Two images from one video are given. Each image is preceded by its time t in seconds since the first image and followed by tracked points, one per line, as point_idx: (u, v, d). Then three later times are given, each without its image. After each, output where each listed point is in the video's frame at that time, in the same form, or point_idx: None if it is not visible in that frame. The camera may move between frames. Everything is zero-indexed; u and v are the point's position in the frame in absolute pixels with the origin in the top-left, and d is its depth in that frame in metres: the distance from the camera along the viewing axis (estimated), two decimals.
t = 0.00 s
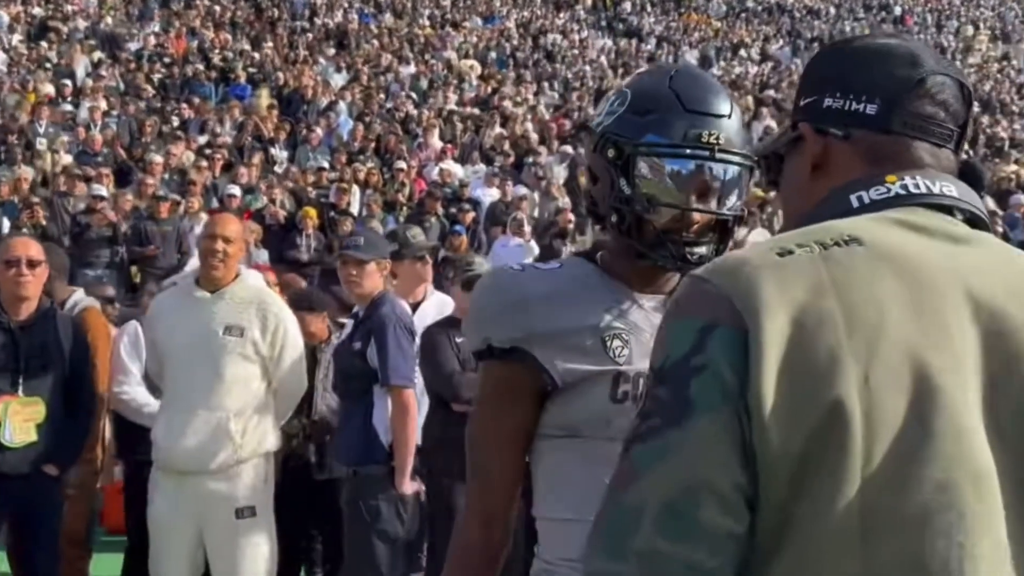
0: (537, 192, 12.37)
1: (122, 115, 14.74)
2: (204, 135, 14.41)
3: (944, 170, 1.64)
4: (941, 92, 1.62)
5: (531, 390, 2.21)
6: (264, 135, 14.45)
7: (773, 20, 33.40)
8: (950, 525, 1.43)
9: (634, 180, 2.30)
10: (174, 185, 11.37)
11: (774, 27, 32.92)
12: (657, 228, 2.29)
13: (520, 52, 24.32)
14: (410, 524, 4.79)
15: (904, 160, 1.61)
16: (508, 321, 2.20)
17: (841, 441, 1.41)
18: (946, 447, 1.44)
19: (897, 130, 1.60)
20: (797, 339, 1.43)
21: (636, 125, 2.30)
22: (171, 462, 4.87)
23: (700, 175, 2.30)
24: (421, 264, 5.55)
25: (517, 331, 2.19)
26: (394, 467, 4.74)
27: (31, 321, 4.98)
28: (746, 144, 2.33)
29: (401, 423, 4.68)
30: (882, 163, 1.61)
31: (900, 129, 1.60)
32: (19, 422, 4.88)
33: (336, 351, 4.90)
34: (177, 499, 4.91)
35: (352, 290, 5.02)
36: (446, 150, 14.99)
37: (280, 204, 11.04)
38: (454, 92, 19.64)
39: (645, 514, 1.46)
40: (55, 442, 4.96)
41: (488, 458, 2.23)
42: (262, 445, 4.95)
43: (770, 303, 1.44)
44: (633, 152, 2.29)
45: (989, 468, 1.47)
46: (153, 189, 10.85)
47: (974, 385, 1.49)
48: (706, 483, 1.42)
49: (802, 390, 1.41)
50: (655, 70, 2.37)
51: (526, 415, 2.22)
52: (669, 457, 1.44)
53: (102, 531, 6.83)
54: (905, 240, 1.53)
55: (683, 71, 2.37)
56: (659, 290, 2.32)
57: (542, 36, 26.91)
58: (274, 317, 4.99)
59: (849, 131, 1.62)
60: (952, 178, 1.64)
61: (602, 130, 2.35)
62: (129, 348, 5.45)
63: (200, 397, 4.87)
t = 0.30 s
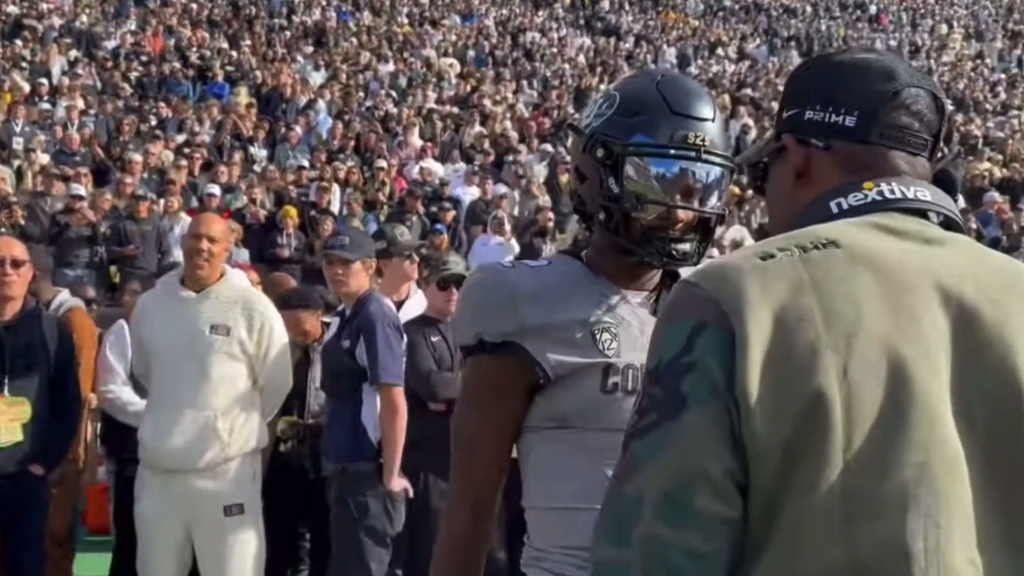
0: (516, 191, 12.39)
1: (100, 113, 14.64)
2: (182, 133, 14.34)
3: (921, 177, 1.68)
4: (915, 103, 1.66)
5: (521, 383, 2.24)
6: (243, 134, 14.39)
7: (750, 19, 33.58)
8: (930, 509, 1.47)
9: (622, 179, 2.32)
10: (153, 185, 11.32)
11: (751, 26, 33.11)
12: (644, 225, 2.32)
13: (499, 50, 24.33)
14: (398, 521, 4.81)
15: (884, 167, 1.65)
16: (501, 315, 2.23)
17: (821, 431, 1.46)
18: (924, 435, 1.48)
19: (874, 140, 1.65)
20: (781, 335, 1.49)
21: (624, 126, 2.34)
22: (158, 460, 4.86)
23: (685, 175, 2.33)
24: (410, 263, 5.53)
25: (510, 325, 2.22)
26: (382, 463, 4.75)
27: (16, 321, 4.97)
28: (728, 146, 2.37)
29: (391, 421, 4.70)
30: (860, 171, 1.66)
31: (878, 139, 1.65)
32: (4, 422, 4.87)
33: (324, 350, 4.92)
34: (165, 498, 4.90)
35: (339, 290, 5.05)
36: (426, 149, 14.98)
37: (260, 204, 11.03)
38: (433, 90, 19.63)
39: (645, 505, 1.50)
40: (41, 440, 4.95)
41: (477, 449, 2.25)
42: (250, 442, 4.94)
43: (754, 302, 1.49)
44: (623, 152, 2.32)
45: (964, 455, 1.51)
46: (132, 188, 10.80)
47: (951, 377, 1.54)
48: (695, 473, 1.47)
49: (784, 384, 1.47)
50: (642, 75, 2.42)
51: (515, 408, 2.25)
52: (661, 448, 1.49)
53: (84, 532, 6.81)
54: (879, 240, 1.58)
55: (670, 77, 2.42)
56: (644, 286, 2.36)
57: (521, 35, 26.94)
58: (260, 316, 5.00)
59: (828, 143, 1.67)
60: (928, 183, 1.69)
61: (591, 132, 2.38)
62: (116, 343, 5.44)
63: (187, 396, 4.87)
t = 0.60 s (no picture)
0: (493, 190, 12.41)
1: (74, 112, 14.52)
2: (157, 133, 14.27)
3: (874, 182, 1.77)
4: (870, 114, 1.75)
5: (485, 377, 2.28)
6: (219, 133, 14.33)
7: (726, 19, 33.74)
8: (883, 492, 1.54)
9: (588, 180, 2.35)
10: (129, 185, 11.27)
11: (727, 25, 33.30)
12: (609, 225, 2.36)
13: (476, 50, 24.33)
14: (376, 517, 4.85)
15: (841, 172, 1.74)
16: (465, 310, 2.27)
17: (783, 418, 1.53)
18: (878, 422, 1.55)
19: (832, 147, 1.73)
20: (746, 328, 1.55)
21: (591, 129, 2.37)
22: (136, 460, 4.85)
23: (646, 177, 2.37)
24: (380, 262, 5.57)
25: (473, 322, 2.26)
26: (360, 461, 4.78)
27: None
28: (690, 151, 2.41)
29: (369, 420, 4.71)
30: (818, 178, 1.74)
31: (835, 146, 1.73)
32: None
33: (300, 349, 4.93)
34: (142, 498, 4.89)
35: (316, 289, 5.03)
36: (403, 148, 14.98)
37: (237, 204, 11.02)
38: (410, 90, 19.59)
39: (619, 488, 1.55)
40: (19, 440, 4.93)
41: (449, 437, 2.27)
42: (227, 441, 4.93)
43: (720, 296, 1.56)
44: (590, 154, 2.36)
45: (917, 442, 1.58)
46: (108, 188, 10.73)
47: (905, 367, 1.60)
48: (665, 457, 1.53)
49: (747, 373, 1.53)
50: (609, 79, 2.45)
51: (486, 396, 2.29)
52: (634, 433, 1.55)
53: (60, 534, 6.77)
54: (838, 240, 1.66)
55: (635, 81, 2.44)
56: (605, 284, 2.40)
57: (498, 34, 26.97)
58: (237, 316, 5.00)
59: (789, 149, 1.75)
60: (881, 188, 1.77)
61: (559, 132, 2.41)
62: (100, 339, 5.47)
63: (165, 395, 4.85)
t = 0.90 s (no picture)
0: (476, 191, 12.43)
1: (55, 112, 14.44)
2: (139, 134, 14.21)
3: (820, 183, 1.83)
4: (813, 119, 1.82)
5: (450, 367, 2.32)
6: (201, 134, 14.28)
7: (709, 19, 33.85)
8: (839, 478, 1.59)
9: (555, 179, 2.40)
10: (110, 185, 11.24)
11: (710, 25, 33.43)
12: (574, 223, 2.40)
13: (460, 51, 24.32)
14: (355, 513, 4.88)
15: (787, 172, 1.80)
16: (431, 302, 2.31)
17: (745, 406, 1.57)
18: (836, 409, 1.60)
19: (779, 149, 1.79)
20: (711, 319, 1.59)
21: (558, 129, 2.42)
22: (114, 459, 4.85)
23: (610, 176, 2.42)
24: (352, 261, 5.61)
25: (438, 312, 2.30)
26: (340, 458, 4.79)
27: None
28: (654, 152, 2.46)
29: (349, 417, 4.73)
30: (766, 178, 1.80)
31: (781, 148, 1.80)
32: None
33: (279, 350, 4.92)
34: (121, 496, 4.89)
35: (294, 288, 5.04)
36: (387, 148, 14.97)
37: (219, 204, 11.02)
38: (394, 90, 19.58)
39: (588, 472, 1.58)
40: None
41: (413, 425, 2.32)
42: (205, 440, 4.94)
43: (687, 288, 1.60)
44: (556, 154, 2.41)
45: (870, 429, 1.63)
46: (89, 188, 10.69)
47: (862, 356, 1.65)
48: (633, 444, 1.56)
49: (711, 363, 1.57)
50: (576, 80, 2.51)
51: (452, 387, 2.33)
52: (603, 420, 1.58)
53: (41, 535, 6.76)
54: (797, 236, 1.70)
55: (601, 82, 2.50)
56: (571, 279, 2.44)
57: (482, 34, 26.99)
58: (216, 316, 5.00)
59: (738, 151, 1.81)
60: (827, 187, 1.83)
61: (526, 132, 2.45)
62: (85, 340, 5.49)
63: (143, 394, 4.86)
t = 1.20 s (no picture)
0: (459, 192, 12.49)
1: (37, 114, 14.39)
2: (122, 135, 14.16)
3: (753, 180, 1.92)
4: (749, 116, 1.90)
5: (409, 354, 2.37)
6: (184, 136, 14.26)
7: (693, 21, 33.98)
8: (769, 456, 1.70)
9: (518, 181, 2.47)
10: (92, 187, 11.22)
11: (694, 26, 33.56)
12: (534, 224, 2.49)
13: (445, 52, 24.36)
14: (331, 510, 4.95)
15: (723, 169, 1.89)
16: (392, 292, 2.37)
17: (682, 389, 1.67)
18: (766, 391, 1.71)
19: (715, 146, 1.88)
20: (651, 306, 1.69)
21: (523, 133, 2.49)
22: (89, 457, 4.90)
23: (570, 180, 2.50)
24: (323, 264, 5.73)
25: (399, 301, 2.36)
26: (316, 455, 4.85)
27: None
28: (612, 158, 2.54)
29: (323, 414, 4.76)
30: (703, 175, 1.89)
31: (717, 145, 1.88)
32: None
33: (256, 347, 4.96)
34: (95, 494, 4.93)
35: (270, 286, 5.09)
36: (370, 149, 15.01)
37: (201, 206, 11.02)
38: (378, 91, 19.60)
39: (535, 454, 1.66)
40: None
41: (372, 410, 2.36)
42: (180, 440, 4.97)
43: (629, 277, 1.70)
44: (519, 157, 2.48)
45: (797, 411, 1.75)
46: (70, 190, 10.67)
47: (789, 343, 1.77)
48: (578, 425, 1.65)
49: (650, 349, 1.67)
50: (540, 86, 2.58)
51: (411, 375, 2.38)
52: (551, 403, 1.66)
53: (22, 535, 6.77)
54: (731, 230, 1.81)
55: (565, 90, 2.58)
56: (530, 275, 2.48)
57: (466, 36, 27.04)
58: (190, 315, 5.02)
59: (676, 147, 1.89)
60: (760, 184, 1.93)
61: (490, 133, 2.52)
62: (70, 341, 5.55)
63: (118, 392, 4.90)
